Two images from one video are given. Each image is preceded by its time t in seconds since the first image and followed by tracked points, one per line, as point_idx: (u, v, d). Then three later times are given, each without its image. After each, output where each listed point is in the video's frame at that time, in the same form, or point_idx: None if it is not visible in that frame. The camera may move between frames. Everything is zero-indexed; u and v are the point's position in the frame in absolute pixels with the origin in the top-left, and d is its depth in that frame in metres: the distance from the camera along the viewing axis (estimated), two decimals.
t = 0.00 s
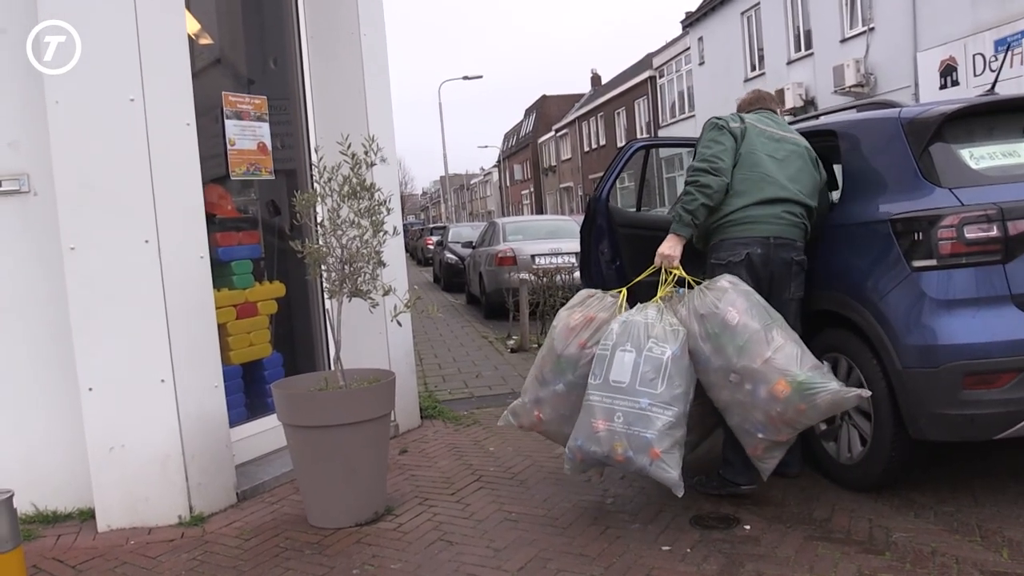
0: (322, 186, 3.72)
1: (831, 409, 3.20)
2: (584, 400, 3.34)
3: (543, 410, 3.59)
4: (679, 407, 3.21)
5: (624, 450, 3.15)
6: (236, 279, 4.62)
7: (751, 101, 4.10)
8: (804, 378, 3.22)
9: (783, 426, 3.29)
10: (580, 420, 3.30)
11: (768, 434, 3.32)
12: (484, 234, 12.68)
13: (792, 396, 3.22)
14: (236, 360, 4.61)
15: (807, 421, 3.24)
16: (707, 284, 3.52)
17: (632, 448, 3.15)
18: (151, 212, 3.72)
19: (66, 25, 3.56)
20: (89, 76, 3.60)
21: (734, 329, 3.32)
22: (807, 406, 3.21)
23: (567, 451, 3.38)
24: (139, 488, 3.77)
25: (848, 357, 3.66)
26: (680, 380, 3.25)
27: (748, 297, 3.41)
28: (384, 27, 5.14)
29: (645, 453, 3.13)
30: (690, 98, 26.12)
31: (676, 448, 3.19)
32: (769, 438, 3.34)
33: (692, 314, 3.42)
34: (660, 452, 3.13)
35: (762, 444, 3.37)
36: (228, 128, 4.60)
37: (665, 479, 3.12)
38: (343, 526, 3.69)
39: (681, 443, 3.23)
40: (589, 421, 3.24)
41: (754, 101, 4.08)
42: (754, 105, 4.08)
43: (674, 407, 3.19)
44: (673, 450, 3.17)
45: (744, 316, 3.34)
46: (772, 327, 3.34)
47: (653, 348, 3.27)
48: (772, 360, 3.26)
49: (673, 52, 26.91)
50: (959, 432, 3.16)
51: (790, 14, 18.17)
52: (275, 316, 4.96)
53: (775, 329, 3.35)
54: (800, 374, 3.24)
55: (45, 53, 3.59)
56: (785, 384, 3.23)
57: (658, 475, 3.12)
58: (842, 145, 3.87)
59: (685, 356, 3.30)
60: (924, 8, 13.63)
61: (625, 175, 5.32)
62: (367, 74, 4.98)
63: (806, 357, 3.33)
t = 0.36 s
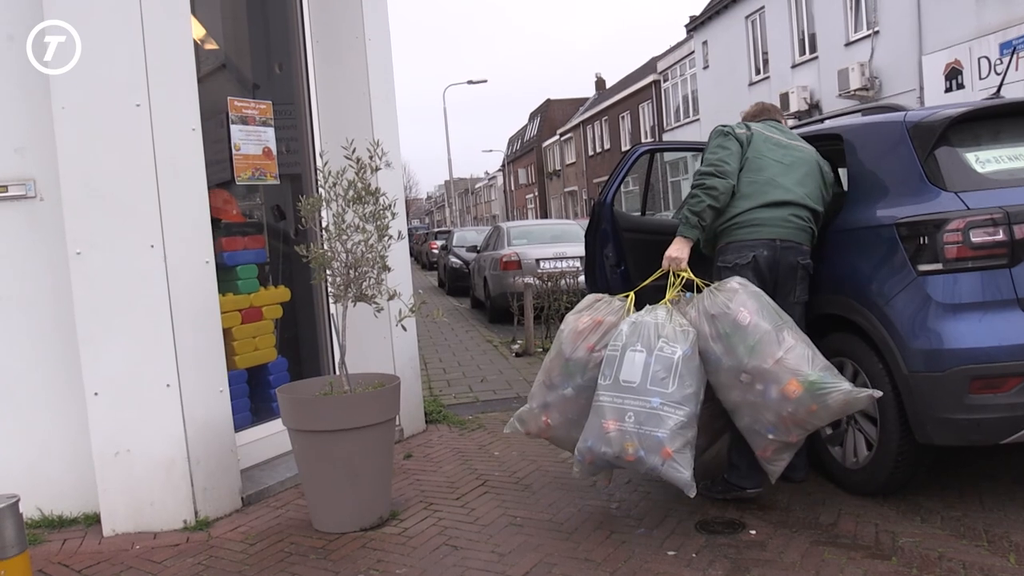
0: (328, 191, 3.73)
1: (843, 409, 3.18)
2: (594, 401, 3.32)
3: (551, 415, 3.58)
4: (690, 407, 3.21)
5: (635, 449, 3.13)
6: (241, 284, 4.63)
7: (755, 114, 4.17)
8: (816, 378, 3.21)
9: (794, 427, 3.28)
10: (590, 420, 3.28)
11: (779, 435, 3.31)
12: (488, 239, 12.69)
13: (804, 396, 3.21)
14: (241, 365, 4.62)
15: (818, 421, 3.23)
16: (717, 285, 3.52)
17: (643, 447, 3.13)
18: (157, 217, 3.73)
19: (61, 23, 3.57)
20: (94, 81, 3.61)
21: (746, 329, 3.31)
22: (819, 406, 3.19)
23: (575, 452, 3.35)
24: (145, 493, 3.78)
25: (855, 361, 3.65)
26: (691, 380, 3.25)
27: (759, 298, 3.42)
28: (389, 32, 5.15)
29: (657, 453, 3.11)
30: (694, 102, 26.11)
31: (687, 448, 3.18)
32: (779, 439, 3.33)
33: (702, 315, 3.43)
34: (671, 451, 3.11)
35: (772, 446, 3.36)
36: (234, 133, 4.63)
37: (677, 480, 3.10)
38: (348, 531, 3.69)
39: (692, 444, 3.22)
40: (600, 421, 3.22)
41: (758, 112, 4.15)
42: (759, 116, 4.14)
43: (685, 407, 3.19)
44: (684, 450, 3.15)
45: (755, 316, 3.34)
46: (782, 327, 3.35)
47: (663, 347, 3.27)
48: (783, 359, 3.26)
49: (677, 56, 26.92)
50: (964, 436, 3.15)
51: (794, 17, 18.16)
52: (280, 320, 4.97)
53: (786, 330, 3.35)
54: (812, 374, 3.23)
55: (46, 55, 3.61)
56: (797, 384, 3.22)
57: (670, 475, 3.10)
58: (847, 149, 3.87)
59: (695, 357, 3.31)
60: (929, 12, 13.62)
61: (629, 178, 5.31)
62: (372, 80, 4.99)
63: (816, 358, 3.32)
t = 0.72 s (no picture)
0: (327, 196, 3.73)
1: (843, 405, 3.15)
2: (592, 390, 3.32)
3: (551, 408, 3.58)
4: (688, 398, 3.19)
5: (631, 438, 3.10)
6: (241, 289, 4.64)
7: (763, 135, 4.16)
8: (816, 373, 3.20)
9: (793, 423, 3.25)
10: (588, 409, 3.26)
11: (777, 430, 3.29)
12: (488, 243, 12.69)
13: (804, 390, 3.19)
14: (241, 370, 4.62)
15: (817, 417, 3.20)
16: (721, 281, 3.53)
17: (639, 436, 3.10)
18: (157, 223, 3.73)
19: (61, 22, 3.57)
20: (94, 86, 3.62)
21: (747, 323, 3.32)
22: (818, 401, 3.17)
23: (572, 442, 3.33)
24: (145, 499, 3.77)
25: (855, 364, 3.65)
26: (690, 371, 3.25)
27: (762, 294, 3.42)
28: (389, 38, 5.16)
29: (652, 441, 3.09)
30: (693, 106, 26.14)
31: (683, 440, 3.15)
32: (778, 435, 3.30)
33: (705, 309, 3.43)
34: (667, 441, 3.09)
35: (771, 442, 3.33)
36: (234, 139, 4.63)
37: (672, 469, 3.07)
38: (348, 536, 3.69)
39: (689, 436, 3.19)
40: (597, 409, 3.21)
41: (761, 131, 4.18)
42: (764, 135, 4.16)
43: (682, 398, 3.18)
44: (680, 441, 3.13)
45: (757, 310, 3.34)
46: (784, 323, 3.35)
47: (663, 338, 3.28)
48: (784, 354, 3.25)
49: (676, 60, 26.96)
50: (965, 440, 3.15)
51: (793, 21, 18.20)
52: (279, 325, 4.97)
53: (787, 326, 3.35)
54: (812, 368, 3.22)
55: (46, 54, 3.61)
56: (797, 378, 3.20)
57: (665, 464, 3.07)
58: (846, 154, 3.87)
59: (695, 350, 3.31)
60: (927, 15, 13.64)
61: (630, 182, 5.31)
62: (372, 85, 5.00)
63: (817, 354, 3.32)
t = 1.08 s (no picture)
0: (324, 198, 3.72)
1: (829, 412, 3.19)
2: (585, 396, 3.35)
3: (551, 410, 3.58)
4: (677, 404, 3.19)
5: (620, 444, 3.13)
6: (238, 292, 4.63)
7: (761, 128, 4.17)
8: (803, 379, 3.22)
9: (781, 428, 3.26)
10: (581, 415, 3.30)
11: (766, 436, 3.29)
12: (485, 245, 12.69)
13: (791, 397, 3.21)
14: (238, 373, 4.61)
15: (806, 422, 3.22)
16: (713, 285, 3.52)
17: (628, 442, 3.13)
18: (153, 226, 3.73)
19: (61, 22, 3.56)
20: (91, 88, 3.61)
21: (735, 329, 3.30)
22: (805, 408, 3.20)
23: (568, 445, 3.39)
24: (143, 502, 3.76)
25: (853, 364, 3.65)
26: (679, 378, 3.24)
27: (751, 299, 3.40)
28: (385, 39, 5.16)
29: (640, 448, 3.11)
30: (690, 107, 26.17)
31: (673, 445, 3.16)
32: (768, 440, 3.31)
33: (695, 314, 3.42)
34: (654, 447, 3.11)
35: (762, 446, 3.34)
36: (230, 141, 4.62)
37: (662, 476, 3.08)
38: (346, 538, 3.68)
39: (679, 441, 3.20)
40: (589, 416, 3.24)
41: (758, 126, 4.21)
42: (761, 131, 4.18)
43: (671, 405, 3.17)
44: (669, 447, 3.14)
45: (745, 316, 3.33)
46: (773, 328, 3.34)
47: (652, 345, 3.27)
48: (772, 360, 3.25)
49: (673, 61, 26.99)
50: (964, 438, 3.15)
51: (789, 22, 18.22)
52: (277, 328, 4.97)
53: (776, 331, 3.34)
54: (800, 376, 3.22)
55: (45, 54, 3.60)
56: (784, 384, 3.22)
57: (653, 470, 3.09)
58: (842, 154, 3.90)
59: (684, 356, 3.30)
60: (922, 15, 13.67)
61: (625, 183, 5.28)
62: (368, 87, 5.00)
63: (807, 358, 3.33)
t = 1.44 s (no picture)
0: (323, 199, 3.72)
1: (810, 418, 3.17)
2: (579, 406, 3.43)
3: (553, 418, 3.60)
4: (664, 413, 3.23)
5: (609, 453, 3.20)
6: (237, 292, 4.63)
7: (755, 119, 4.16)
8: (784, 386, 3.19)
9: (766, 434, 3.25)
10: (573, 425, 3.38)
11: (754, 442, 3.29)
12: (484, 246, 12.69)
13: (772, 404, 3.19)
14: (237, 374, 4.60)
15: (790, 428, 3.21)
16: (700, 292, 3.53)
17: (615, 451, 3.19)
18: (152, 226, 3.73)
19: (61, 22, 3.56)
20: (91, 88, 3.61)
21: (717, 337, 3.31)
22: (787, 414, 3.18)
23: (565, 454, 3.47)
24: (141, 503, 3.76)
25: (852, 365, 3.65)
26: (665, 387, 3.28)
27: (735, 305, 3.40)
28: (384, 40, 5.16)
29: (627, 457, 3.17)
30: (688, 108, 26.19)
31: (660, 454, 3.21)
32: (755, 445, 3.30)
33: (681, 322, 3.44)
34: (641, 456, 3.16)
35: (751, 452, 3.33)
36: (229, 142, 4.62)
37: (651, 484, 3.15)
38: (345, 539, 3.68)
39: (668, 448, 3.24)
40: (579, 425, 3.32)
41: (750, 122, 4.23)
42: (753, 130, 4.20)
43: (658, 413, 3.22)
44: (656, 455, 3.19)
45: (727, 323, 3.33)
46: (756, 335, 3.32)
47: (638, 355, 3.32)
48: (753, 367, 3.24)
49: (672, 62, 27.01)
50: (962, 439, 3.15)
51: (788, 24, 18.24)
52: (276, 329, 4.96)
53: (759, 336, 3.32)
54: (780, 382, 3.20)
55: (45, 54, 3.60)
56: (764, 391, 3.20)
57: (640, 479, 3.15)
58: (840, 156, 3.90)
59: (670, 365, 3.33)
60: (921, 17, 13.69)
61: (625, 185, 5.29)
62: (367, 88, 5.00)
63: (790, 363, 3.29)
